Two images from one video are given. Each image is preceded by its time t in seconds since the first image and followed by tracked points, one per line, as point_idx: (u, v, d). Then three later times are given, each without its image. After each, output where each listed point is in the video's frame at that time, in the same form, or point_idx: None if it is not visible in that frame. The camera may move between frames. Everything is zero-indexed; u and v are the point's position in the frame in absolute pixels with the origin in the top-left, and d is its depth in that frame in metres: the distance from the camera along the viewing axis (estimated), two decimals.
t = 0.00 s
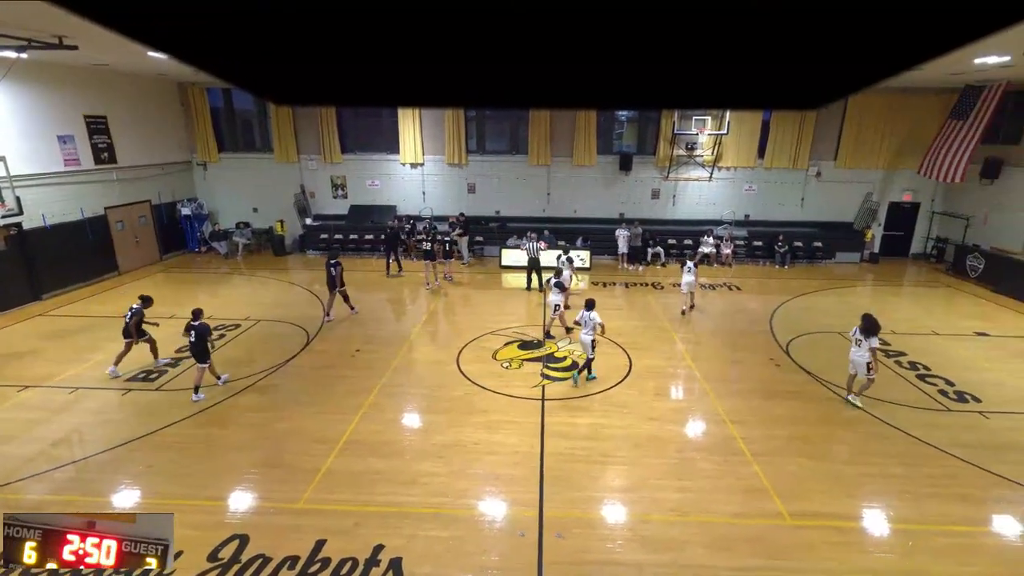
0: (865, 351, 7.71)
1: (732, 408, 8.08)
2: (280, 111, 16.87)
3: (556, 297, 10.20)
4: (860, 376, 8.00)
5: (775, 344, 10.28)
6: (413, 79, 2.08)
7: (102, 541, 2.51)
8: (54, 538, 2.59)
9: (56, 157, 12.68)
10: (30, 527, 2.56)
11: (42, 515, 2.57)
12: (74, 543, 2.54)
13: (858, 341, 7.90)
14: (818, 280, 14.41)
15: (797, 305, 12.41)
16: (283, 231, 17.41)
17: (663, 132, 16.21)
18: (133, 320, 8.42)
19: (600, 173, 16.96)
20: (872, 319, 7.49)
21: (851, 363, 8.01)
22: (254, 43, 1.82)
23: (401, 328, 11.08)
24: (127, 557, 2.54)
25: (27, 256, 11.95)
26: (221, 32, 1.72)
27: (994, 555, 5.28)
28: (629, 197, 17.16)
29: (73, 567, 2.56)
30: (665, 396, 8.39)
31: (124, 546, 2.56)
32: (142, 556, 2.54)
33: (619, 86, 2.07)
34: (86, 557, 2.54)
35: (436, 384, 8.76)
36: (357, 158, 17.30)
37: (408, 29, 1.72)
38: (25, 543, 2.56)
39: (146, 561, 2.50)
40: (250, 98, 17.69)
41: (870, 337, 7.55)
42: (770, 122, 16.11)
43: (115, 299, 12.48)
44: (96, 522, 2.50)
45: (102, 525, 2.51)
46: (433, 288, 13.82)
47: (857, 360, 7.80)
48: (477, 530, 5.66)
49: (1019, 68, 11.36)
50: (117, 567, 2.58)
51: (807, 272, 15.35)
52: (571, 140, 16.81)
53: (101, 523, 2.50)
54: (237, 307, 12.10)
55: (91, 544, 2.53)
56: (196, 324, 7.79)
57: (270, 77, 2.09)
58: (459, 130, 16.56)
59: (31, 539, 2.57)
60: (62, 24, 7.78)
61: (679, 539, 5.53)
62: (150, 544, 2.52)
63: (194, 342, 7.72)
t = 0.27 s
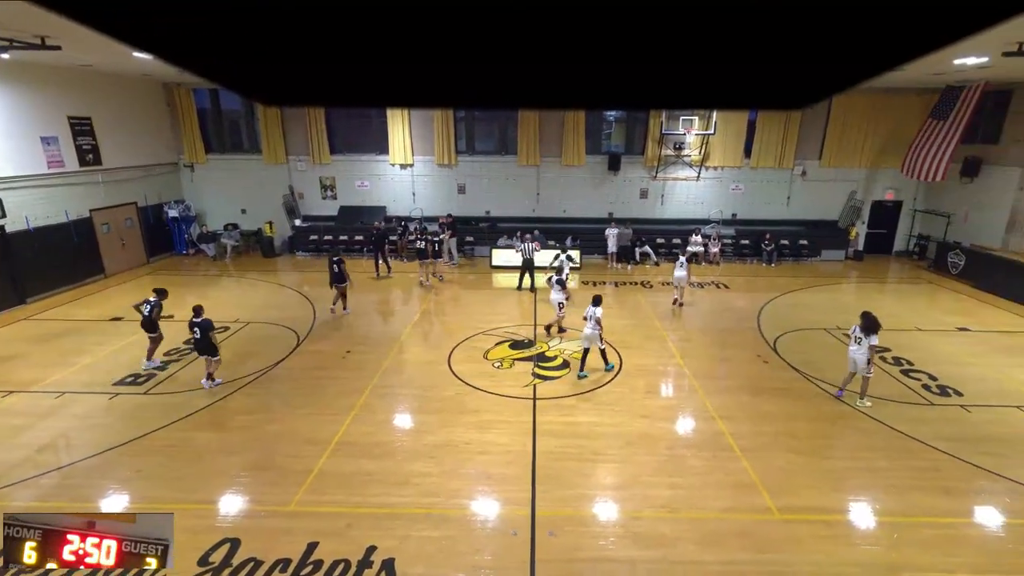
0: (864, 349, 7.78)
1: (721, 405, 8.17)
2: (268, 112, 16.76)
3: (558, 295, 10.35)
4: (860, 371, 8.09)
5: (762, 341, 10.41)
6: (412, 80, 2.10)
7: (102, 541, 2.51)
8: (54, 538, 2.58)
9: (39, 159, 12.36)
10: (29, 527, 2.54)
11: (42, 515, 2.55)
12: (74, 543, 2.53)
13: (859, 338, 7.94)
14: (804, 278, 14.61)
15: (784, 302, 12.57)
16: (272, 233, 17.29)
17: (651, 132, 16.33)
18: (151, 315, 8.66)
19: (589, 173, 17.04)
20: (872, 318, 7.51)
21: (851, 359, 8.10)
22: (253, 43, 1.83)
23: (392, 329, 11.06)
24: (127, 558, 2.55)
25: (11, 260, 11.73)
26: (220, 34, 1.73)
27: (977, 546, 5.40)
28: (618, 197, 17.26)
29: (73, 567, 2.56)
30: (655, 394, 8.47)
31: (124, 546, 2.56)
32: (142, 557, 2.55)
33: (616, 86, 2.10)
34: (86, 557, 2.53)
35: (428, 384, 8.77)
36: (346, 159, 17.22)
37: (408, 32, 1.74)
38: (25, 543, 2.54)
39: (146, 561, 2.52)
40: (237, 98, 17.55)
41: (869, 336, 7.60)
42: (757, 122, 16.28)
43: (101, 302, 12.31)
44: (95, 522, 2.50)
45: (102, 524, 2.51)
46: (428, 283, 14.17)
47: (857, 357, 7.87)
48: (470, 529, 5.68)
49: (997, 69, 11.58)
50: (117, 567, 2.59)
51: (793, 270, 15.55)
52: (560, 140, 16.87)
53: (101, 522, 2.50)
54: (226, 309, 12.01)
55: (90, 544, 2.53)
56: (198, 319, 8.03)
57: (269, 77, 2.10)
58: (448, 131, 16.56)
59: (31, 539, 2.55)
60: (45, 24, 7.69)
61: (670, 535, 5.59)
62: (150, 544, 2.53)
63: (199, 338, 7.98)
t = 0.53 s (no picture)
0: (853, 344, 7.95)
1: (708, 401, 8.28)
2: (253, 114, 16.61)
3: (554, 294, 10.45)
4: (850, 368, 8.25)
5: (747, 338, 10.56)
6: (411, 82, 2.05)
7: (103, 541, 2.45)
8: (54, 538, 2.51)
9: (17, 161, 12.20)
10: (29, 527, 2.47)
11: (42, 514, 2.49)
12: (74, 543, 2.47)
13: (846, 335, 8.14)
14: (788, 275, 14.84)
15: (768, 299, 12.76)
16: (257, 235, 17.12)
17: (636, 133, 16.46)
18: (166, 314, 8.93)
19: (575, 173, 17.13)
20: (859, 313, 7.72)
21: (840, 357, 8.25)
22: (247, 42, 1.77)
23: (380, 330, 11.02)
24: (128, 558, 2.49)
25: None
26: (214, 34, 1.68)
27: (956, 535, 5.54)
28: (604, 197, 17.37)
29: (74, 566, 2.51)
30: (643, 391, 8.55)
31: (124, 546, 2.50)
32: (142, 557, 2.50)
33: (618, 87, 2.08)
34: (87, 557, 2.48)
35: (416, 386, 8.76)
36: (332, 160, 17.12)
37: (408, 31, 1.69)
38: (25, 543, 2.47)
39: (146, 561, 2.47)
40: (220, 99, 17.36)
41: (859, 330, 7.79)
42: (739, 122, 16.48)
43: (83, 307, 12.10)
44: (95, 522, 2.43)
45: (102, 524, 2.44)
46: (418, 284, 14.24)
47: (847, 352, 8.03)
48: (460, 529, 5.70)
49: (970, 70, 11.86)
50: (117, 567, 2.53)
51: (777, 267, 15.79)
52: (547, 140, 16.93)
53: (102, 522, 2.44)
54: (211, 313, 11.88)
55: (91, 544, 2.47)
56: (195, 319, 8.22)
57: (257, 85, 2.08)
58: (435, 131, 16.54)
59: (32, 538, 2.48)
60: (22, 24, 7.56)
61: (658, 531, 5.66)
62: (150, 544, 2.48)
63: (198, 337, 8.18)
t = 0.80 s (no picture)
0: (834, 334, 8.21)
1: (695, 398, 8.37)
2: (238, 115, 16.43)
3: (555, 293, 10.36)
4: (831, 357, 8.53)
5: (733, 335, 10.69)
6: (408, 81, 2.01)
7: (103, 541, 2.41)
8: (54, 538, 2.49)
9: None
10: (29, 527, 2.44)
11: (42, 514, 2.46)
12: (74, 543, 2.44)
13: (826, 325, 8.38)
14: (772, 273, 15.06)
15: (753, 297, 12.93)
16: (244, 237, 16.95)
17: (622, 133, 16.57)
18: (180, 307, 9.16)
19: (563, 173, 17.20)
20: (838, 305, 7.95)
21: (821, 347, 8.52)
22: (240, 47, 1.73)
23: (369, 332, 10.97)
24: (127, 558, 2.46)
25: None
26: (208, 37, 1.63)
27: (937, 525, 5.67)
28: (592, 197, 17.47)
29: (73, 567, 2.47)
30: (632, 389, 8.63)
31: (124, 546, 2.46)
32: (142, 557, 2.45)
33: (617, 85, 2.07)
34: (87, 557, 2.44)
35: (406, 387, 8.74)
36: (318, 161, 16.99)
37: (408, 33, 1.66)
38: (25, 543, 2.45)
39: (146, 561, 2.42)
40: (204, 101, 17.16)
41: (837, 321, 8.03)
42: (724, 122, 16.65)
43: (64, 312, 11.89)
44: (95, 522, 2.40)
45: (102, 524, 2.40)
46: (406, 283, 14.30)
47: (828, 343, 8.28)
48: (452, 530, 5.70)
49: (947, 70, 12.14)
50: (117, 567, 2.49)
51: (762, 265, 16.01)
52: (534, 141, 16.98)
53: (102, 523, 2.40)
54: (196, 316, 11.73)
55: (90, 544, 2.43)
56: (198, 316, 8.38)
57: (245, 93, 2.06)
58: (421, 132, 16.50)
59: (31, 538, 2.46)
60: None
61: (648, 527, 5.71)
62: (150, 544, 2.43)
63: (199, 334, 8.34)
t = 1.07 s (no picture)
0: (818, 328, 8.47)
1: (686, 396, 8.43)
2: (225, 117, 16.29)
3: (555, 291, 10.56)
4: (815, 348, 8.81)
5: (723, 333, 10.79)
6: (411, 86, 2.05)
7: (103, 540, 2.36)
8: (54, 538, 2.46)
9: None
10: (29, 527, 2.42)
11: (41, 514, 2.43)
12: (74, 543, 2.40)
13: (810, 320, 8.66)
14: (760, 271, 15.21)
15: (742, 295, 13.05)
16: (232, 239, 16.81)
17: (612, 133, 16.64)
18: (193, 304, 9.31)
19: (553, 173, 17.24)
20: (822, 299, 8.23)
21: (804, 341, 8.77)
22: (232, 48, 1.73)
23: (360, 333, 10.93)
24: (128, 558, 2.39)
25: None
26: (209, 39, 1.63)
27: (923, 519, 5.77)
28: (582, 197, 17.53)
29: (74, 567, 2.43)
30: (623, 388, 8.68)
31: (124, 546, 2.42)
32: (143, 557, 2.39)
33: (629, 91, 2.13)
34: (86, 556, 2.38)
35: (398, 388, 8.72)
36: (307, 162, 16.89)
37: (410, 36, 1.67)
38: (25, 543, 2.43)
39: (146, 562, 2.36)
40: (191, 101, 17.01)
41: (821, 314, 8.30)
42: (711, 122, 16.78)
43: (49, 315, 11.71)
44: (95, 522, 2.35)
45: (102, 524, 2.36)
46: (395, 281, 14.57)
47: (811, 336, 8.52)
48: (445, 530, 5.70)
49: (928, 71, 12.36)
50: (117, 567, 2.43)
51: (750, 263, 16.17)
52: (524, 141, 17.00)
53: (102, 522, 2.35)
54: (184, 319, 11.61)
55: (91, 544, 2.38)
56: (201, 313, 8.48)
57: (236, 94, 2.06)
58: (411, 133, 16.47)
59: (31, 538, 2.44)
60: None
61: (641, 525, 5.75)
62: (150, 543, 2.38)
63: (200, 331, 8.42)
